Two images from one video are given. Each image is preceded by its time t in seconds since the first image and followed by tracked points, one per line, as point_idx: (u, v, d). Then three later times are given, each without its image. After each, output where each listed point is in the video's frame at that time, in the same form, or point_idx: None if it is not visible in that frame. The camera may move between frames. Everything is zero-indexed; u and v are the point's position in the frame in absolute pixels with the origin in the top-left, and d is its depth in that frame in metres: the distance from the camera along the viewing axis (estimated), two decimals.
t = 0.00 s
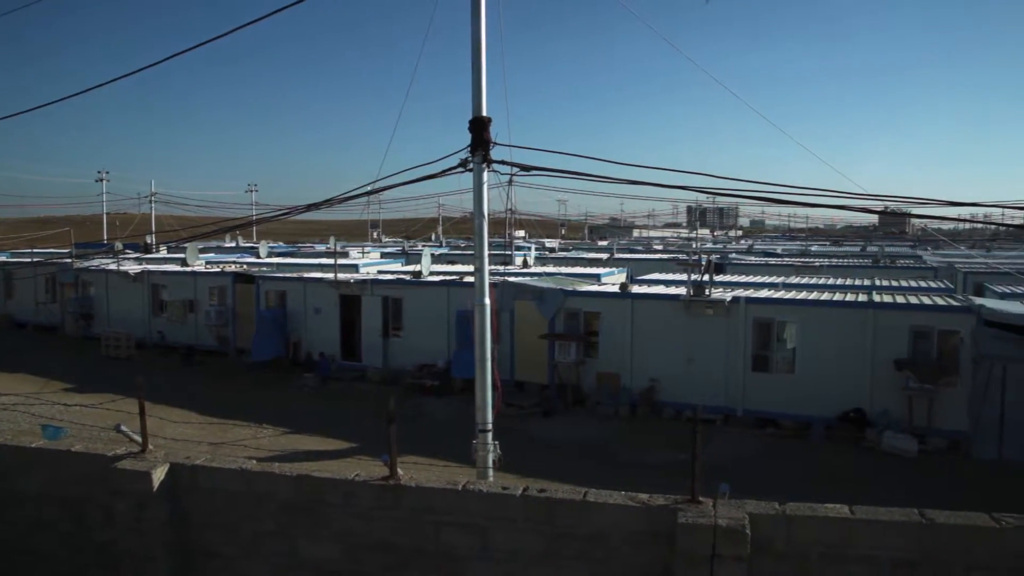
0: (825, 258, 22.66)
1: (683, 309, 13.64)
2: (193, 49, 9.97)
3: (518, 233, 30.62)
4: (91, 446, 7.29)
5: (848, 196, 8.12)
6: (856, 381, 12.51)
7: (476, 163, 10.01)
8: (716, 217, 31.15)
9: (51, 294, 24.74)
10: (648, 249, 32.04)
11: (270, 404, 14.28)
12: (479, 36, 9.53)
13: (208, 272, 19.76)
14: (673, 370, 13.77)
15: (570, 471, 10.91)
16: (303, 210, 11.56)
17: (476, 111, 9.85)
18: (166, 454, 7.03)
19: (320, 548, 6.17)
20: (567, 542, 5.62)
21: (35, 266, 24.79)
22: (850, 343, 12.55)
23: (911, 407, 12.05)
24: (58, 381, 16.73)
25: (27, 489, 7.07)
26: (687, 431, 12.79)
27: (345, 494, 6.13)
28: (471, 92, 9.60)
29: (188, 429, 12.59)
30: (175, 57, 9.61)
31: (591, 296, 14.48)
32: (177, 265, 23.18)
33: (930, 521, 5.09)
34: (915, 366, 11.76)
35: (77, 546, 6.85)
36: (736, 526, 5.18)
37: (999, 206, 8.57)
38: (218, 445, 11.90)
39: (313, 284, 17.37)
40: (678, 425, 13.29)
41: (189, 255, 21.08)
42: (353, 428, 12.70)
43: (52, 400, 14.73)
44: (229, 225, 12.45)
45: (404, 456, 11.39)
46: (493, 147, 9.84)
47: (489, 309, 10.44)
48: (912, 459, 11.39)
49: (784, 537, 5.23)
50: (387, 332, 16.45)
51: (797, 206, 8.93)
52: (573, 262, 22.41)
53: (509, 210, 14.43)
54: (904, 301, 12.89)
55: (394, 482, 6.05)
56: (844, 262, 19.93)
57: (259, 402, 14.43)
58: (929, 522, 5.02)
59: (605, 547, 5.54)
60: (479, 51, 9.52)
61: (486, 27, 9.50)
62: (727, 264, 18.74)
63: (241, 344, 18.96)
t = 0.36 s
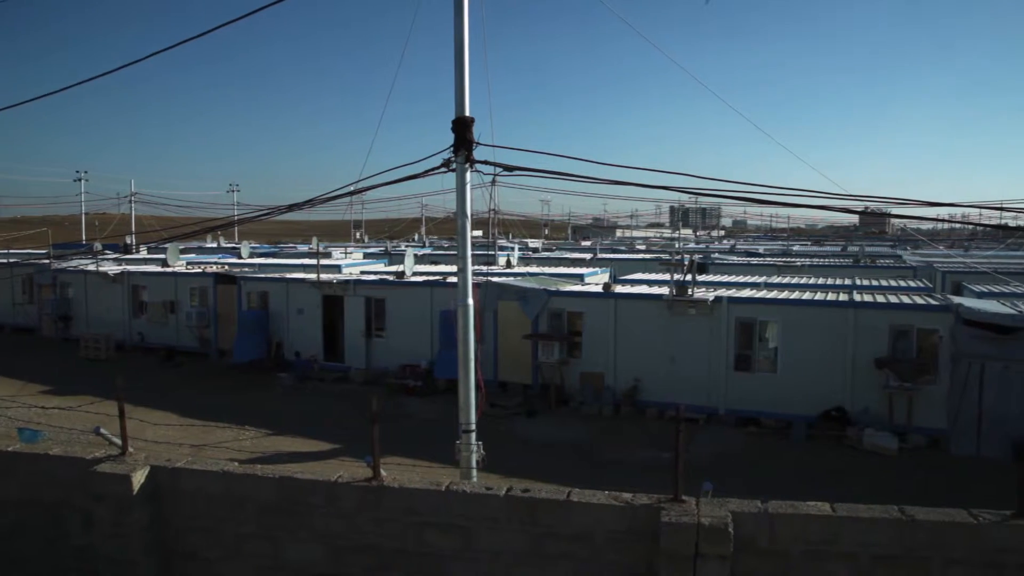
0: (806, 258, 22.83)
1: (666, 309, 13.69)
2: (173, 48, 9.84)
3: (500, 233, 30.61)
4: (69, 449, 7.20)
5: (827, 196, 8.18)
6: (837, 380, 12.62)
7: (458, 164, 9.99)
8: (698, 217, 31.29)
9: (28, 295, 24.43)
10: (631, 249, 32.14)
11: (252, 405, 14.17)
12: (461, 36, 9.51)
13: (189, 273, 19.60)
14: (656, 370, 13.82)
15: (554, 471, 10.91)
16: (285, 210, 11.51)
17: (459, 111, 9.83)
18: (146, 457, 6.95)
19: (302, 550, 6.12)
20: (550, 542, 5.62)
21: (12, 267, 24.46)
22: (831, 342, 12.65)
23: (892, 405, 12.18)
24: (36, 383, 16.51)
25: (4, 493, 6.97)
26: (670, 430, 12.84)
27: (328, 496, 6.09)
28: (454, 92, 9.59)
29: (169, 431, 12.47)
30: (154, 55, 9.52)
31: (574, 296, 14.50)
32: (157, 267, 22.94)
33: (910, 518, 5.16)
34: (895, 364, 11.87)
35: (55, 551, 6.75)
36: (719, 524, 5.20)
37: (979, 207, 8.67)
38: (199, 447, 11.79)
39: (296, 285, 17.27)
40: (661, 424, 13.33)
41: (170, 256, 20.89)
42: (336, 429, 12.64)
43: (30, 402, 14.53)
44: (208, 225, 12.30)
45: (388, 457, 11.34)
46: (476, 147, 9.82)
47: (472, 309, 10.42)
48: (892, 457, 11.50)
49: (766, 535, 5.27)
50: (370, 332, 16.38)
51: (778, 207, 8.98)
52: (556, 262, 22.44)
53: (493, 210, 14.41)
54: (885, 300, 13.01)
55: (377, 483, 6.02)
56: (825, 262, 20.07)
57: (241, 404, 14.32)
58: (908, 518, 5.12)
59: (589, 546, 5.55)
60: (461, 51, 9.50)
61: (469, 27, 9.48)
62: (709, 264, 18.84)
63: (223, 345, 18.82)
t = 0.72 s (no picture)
0: (786, 258, 23.00)
1: (648, 309, 13.74)
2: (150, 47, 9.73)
3: (482, 234, 30.58)
4: (44, 453, 7.09)
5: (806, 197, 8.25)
6: (817, 378, 12.72)
7: (440, 164, 9.96)
8: (678, 217, 31.45)
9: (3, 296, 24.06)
10: (613, 249, 32.26)
11: (232, 407, 14.05)
12: (443, 36, 9.49)
13: (168, 274, 19.42)
14: (638, 369, 13.86)
15: (537, 471, 10.91)
16: (265, 211, 11.44)
17: (440, 112, 9.80)
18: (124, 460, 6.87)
19: (284, 553, 6.08)
20: (532, 542, 5.61)
21: None
22: (811, 341, 12.76)
23: (871, 403, 12.30)
24: (11, 386, 16.26)
25: None
26: (652, 429, 12.89)
27: (310, 498, 6.05)
28: (436, 92, 9.56)
29: (148, 434, 12.33)
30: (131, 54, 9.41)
31: (556, 296, 14.51)
32: (135, 268, 22.68)
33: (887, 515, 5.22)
34: (874, 362, 12.00)
35: (31, 557, 6.65)
36: (700, 522, 5.22)
37: (956, 207, 8.77)
38: (178, 449, 11.66)
39: (276, 286, 17.17)
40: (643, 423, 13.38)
41: (149, 256, 20.69)
42: (317, 431, 12.56)
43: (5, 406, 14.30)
44: (186, 226, 12.17)
45: (370, 458, 11.28)
46: (457, 147, 9.80)
47: (454, 310, 10.38)
48: (871, 454, 11.61)
49: (748, 533, 5.31)
50: (351, 333, 16.31)
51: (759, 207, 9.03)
52: (538, 262, 22.46)
53: (474, 211, 14.41)
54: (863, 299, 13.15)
55: (359, 485, 5.99)
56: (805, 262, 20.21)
57: (221, 406, 14.19)
58: (887, 515, 5.20)
59: (571, 546, 5.55)
60: (443, 52, 9.48)
61: (450, 27, 9.46)
62: (690, 264, 18.95)
63: (202, 346, 18.65)
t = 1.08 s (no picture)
0: (763, 257, 23.20)
1: (627, 308, 13.78)
2: (125, 45, 9.60)
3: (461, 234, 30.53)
4: (14, 458, 6.96)
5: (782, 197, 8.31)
6: (794, 377, 12.84)
7: (418, 164, 9.91)
8: (656, 217, 31.60)
9: None
10: (592, 249, 32.39)
11: (209, 410, 13.90)
12: (421, 35, 9.45)
13: (143, 275, 19.20)
14: (617, 369, 13.90)
15: (517, 471, 10.91)
16: (242, 212, 11.39)
17: (419, 111, 9.76)
18: (98, 464, 6.76)
19: (262, 556, 6.02)
20: (512, 542, 5.60)
21: None
22: (788, 340, 12.88)
23: (847, 401, 12.44)
24: None
25: None
26: (631, 428, 12.93)
27: (289, 501, 6.00)
28: (414, 91, 9.52)
29: (123, 437, 12.16)
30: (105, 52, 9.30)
31: (535, 296, 14.52)
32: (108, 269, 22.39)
33: (863, 511, 5.29)
34: (850, 361, 12.13)
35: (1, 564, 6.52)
36: (679, 521, 5.25)
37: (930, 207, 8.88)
38: (154, 453, 11.51)
39: (253, 287, 17.02)
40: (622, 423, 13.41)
41: (123, 257, 20.44)
42: (296, 433, 12.46)
43: None
44: (161, 226, 12.00)
45: (349, 459, 11.21)
46: (436, 147, 9.76)
47: (433, 310, 10.34)
48: (848, 452, 11.73)
49: (726, 531, 5.34)
50: (330, 334, 16.22)
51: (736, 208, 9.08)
52: (518, 262, 22.47)
53: (454, 211, 14.37)
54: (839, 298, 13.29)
55: (338, 487, 5.94)
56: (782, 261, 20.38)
57: (198, 408, 14.04)
58: (863, 511, 5.25)
59: (551, 546, 5.55)
60: (422, 51, 9.45)
61: (428, 26, 9.42)
62: (668, 263, 19.04)
63: (179, 348, 18.45)
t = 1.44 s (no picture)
0: (739, 257, 23.39)
1: (605, 308, 13.82)
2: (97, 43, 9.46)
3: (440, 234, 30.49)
4: None
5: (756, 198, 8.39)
6: (771, 376, 12.95)
7: (396, 164, 9.87)
8: (633, 217, 31.73)
9: None
10: (569, 249, 32.51)
11: (185, 412, 13.75)
12: (399, 35, 9.41)
13: (117, 276, 18.96)
14: (596, 369, 13.94)
15: (496, 471, 10.90)
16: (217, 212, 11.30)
17: (396, 111, 9.72)
18: (70, 468, 6.65)
19: (238, 560, 5.95)
20: (491, 543, 5.59)
21: None
22: (764, 339, 12.99)
23: (823, 399, 12.57)
24: None
25: None
26: (609, 428, 12.97)
27: (266, 503, 5.94)
28: (392, 91, 9.47)
29: (97, 441, 11.98)
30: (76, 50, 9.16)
31: (514, 296, 14.52)
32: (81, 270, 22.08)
33: (838, 508, 5.35)
34: (825, 359, 12.27)
35: None
36: (658, 520, 5.27)
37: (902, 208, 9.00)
38: (128, 456, 11.36)
39: (229, 288, 16.87)
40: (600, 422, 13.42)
41: (96, 258, 20.17)
42: (274, 435, 12.35)
43: None
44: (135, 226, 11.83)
45: (327, 461, 11.14)
46: (414, 147, 9.73)
47: (411, 311, 10.30)
48: (823, 449, 11.86)
49: (704, 529, 5.38)
50: (307, 336, 16.11)
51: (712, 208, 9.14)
52: (496, 262, 22.48)
53: (432, 211, 14.33)
54: (815, 297, 13.43)
55: (316, 489, 5.90)
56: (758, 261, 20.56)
57: (173, 410, 13.88)
58: (839, 507, 5.31)
59: (530, 546, 5.55)
60: (399, 51, 9.41)
61: (406, 26, 9.39)
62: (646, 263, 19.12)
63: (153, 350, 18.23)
